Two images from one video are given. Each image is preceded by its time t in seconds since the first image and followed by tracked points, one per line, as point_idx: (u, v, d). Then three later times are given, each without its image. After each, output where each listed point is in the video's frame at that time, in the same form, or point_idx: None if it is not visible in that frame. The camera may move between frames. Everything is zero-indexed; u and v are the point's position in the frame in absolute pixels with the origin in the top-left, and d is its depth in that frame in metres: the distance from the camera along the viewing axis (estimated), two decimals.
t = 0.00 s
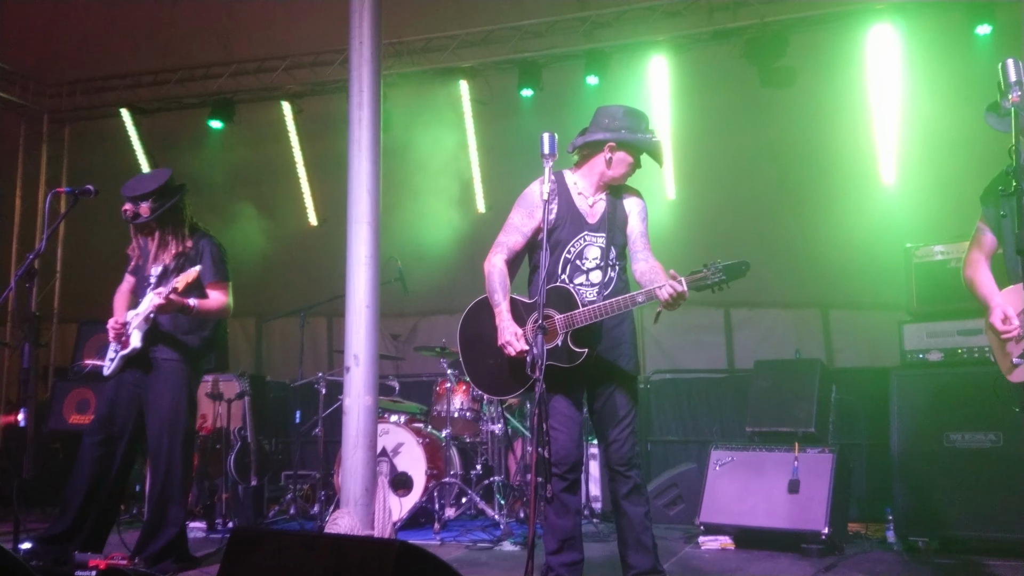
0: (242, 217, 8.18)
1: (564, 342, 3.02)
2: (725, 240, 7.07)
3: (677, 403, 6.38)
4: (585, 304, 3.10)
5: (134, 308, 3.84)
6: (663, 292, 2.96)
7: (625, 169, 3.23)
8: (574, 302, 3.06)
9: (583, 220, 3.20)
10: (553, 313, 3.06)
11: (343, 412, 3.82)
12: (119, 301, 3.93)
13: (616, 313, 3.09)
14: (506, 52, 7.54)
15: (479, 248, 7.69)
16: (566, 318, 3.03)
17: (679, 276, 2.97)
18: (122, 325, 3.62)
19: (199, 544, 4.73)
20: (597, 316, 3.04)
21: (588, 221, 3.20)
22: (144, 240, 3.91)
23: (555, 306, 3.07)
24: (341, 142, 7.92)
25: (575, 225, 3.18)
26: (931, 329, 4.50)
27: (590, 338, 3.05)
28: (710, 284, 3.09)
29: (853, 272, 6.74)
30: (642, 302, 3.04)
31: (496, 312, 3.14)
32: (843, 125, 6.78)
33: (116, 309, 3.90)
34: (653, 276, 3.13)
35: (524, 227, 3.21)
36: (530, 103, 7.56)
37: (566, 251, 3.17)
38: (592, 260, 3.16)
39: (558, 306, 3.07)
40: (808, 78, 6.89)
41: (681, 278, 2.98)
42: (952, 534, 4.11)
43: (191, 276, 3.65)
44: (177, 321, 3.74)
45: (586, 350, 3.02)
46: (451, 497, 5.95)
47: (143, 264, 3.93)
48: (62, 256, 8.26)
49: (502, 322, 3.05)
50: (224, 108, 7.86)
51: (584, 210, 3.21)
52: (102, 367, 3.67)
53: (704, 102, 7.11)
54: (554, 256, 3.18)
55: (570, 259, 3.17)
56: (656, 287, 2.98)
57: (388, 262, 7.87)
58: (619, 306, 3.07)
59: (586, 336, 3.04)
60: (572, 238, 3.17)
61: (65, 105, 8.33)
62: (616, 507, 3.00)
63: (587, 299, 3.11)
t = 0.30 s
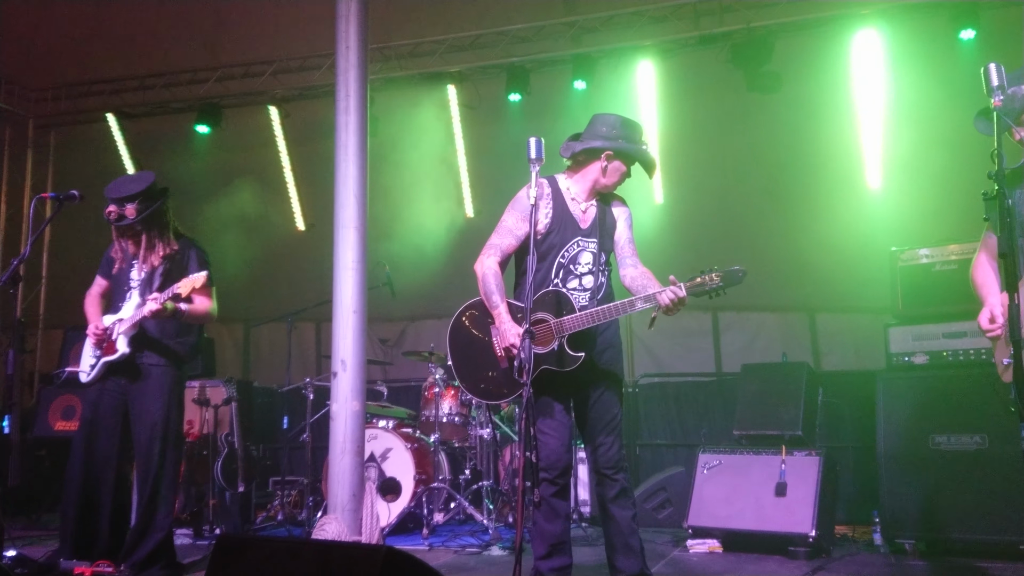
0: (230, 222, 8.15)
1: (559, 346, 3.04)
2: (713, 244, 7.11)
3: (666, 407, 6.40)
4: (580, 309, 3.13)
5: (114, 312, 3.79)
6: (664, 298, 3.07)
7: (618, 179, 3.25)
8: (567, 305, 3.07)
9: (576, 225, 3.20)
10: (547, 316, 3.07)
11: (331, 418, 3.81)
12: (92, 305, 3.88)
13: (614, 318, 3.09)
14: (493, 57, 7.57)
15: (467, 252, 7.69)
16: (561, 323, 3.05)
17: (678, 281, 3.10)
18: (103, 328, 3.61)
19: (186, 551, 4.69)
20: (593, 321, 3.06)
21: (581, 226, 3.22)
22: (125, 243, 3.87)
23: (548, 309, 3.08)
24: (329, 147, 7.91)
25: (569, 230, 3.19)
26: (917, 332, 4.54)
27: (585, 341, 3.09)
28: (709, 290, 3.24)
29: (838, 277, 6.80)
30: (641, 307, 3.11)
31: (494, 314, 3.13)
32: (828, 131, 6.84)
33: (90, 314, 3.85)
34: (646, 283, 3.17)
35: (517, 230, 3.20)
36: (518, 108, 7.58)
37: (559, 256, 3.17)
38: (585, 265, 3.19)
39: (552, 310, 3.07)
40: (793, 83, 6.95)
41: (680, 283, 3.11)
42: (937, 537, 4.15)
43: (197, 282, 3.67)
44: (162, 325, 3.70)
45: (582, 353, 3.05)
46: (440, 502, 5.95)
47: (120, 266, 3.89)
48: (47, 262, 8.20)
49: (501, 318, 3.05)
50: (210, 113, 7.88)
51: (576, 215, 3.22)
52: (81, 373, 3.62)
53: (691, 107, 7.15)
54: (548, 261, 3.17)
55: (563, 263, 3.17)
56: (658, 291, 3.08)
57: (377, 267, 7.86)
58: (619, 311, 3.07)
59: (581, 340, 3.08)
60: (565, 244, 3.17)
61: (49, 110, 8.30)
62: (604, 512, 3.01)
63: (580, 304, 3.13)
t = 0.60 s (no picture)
0: (219, 226, 8.12)
1: (555, 347, 3.01)
2: (702, 247, 7.13)
3: (656, 409, 6.41)
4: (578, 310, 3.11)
5: (88, 321, 3.72)
6: (664, 302, 3.01)
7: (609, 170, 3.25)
8: (567, 306, 3.07)
9: (573, 226, 3.20)
10: (541, 316, 3.06)
11: (320, 422, 3.80)
12: (63, 320, 3.80)
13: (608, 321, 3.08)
14: (483, 60, 7.58)
15: (457, 255, 7.68)
16: (559, 324, 3.03)
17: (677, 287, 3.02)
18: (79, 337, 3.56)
19: (174, 555, 4.66)
20: (591, 322, 3.04)
21: (580, 226, 3.21)
22: (85, 250, 3.78)
23: (545, 310, 3.08)
24: (318, 150, 7.88)
25: (567, 230, 3.19)
26: (906, 334, 4.56)
27: (581, 343, 3.06)
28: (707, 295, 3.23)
29: (827, 280, 6.84)
30: (638, 309, 3.08)
31: (494, 312, 3.12)
32: (816, 134, 6.89)
33: (63, 326, 3.76)
34: (644, 288, 3.16)
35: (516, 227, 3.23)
36: (508, 111, 7.59)
37: (555, 255, 3.17)
38: (581, 266, 3.16)
39: (550, 310, 3.08)
40: (781, 87, 7.00)
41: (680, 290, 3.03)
42: (926, 539, 4.17)
43: (175, 274, 3.60)
44: (138, 326, 3.65)
45: (577, 355, 3.02)
46: (430, 506, 5.93)
47: (85, 273, 3.81)
48: (34, 265, 8.14)
49: (506, 318, 3.02)
50: (199, 116, 7.78)
51: (576, 215, 3.23)
52: (64, 385, 3.57)
53: (680, 110, 7.18)
54: (544, 260, 3.18)
55: (559, 263, 3.17)
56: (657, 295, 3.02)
57: (366, 270, 7.84)
58: (615, 313, 3.06)
59: (578, 341, 3.05)
60: (562, 243, 3.18)
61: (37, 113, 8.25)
62: (598, 516, 3.00)
63: (578, 306, 3.11)
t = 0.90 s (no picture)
0: (215, 229, 8.11)
1: (534, 352, 3.00)
2: (699, 251, 7.15)
3: (652, 414, 6.41)
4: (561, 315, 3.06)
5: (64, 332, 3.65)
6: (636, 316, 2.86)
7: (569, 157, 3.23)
8: (549, 312, 3.03)
9: (551, 227, 3.19)
10: (527, 322, 3.06)
11: (315, 426, 3.79)
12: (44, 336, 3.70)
13: (591, 329, 3.03)
14: (478, 64, 7.60)
15: (453, 258, 7.69)
16: (538, 328, 3.02)
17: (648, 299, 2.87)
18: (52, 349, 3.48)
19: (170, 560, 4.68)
20: (569, 330, 2.99)
21: (557, 225, 3.18)
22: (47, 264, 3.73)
23: (530, 316, 3.06)
24: (314, 153, 7.88)
25: (541, 231, 3.20)
26: (902, 338, 4.57)
27: (562, 351, 3.02)
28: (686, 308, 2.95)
29: (823, 284, 6.85)
30: (614, 321, 2.99)
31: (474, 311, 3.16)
32: (811, 138, 6.92)
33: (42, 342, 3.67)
34: (639, 289, 2.98)
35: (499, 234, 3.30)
36: (504, 115, 7.59)
37: (531, 257, 3.18)
38: (558, 266, 3.14)
39: (533, 316, 3.06)
40: (776, 91, 7.02)
41: (654, 303, 2.87)
42: (922, 544, 4.17)
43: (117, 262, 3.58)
44: (109, 327, 3.53)
45: (555, 363, 2.99)
46: (426, 510, 5.92)
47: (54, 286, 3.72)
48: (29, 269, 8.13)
49: (478, 313, 3.06)
50: (194, 120, 7.77)
51: (552, 215, 3.21)
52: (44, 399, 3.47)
53: (676, 115, 7.19)
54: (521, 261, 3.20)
55: (536, 264, 3.17)
56: (630, 307, 2.87)
57: (362, 274, 7.83)
58: (591, 324, 3.02)
59: (560, 349, 3.01)
60: (537, 244, 3.18)
61: (33, 117, 8.22)
62: (591, 523, 2.93)
63: (562, 309, 3.06)
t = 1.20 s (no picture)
0: (219, 233, 8.13)
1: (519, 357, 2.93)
2: (703, 254, 7.13)
3: (657, 417, 6.40)
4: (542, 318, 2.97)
5: (62, 337, 3.65)
6: (609, 313, 2.88)
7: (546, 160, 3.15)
8: (529, 318, 2.97)
9: (530, 231, 3.14)
10: (507, 328, 3.06)
11: (320, 429, 3.79)
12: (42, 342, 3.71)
13: (574, 330, 2.96)
14: (482, 68, 7.62)
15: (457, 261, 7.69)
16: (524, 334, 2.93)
17: (622, 297, 2.86)
18: (51, 354, 3.47)
19: (174, 563, 4.69)
20: (562, 329, 2.91)
21: (535, 228, 3.14)
22: (39, 270, 3.72)
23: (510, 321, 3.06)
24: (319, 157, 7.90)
25: (518, 236, 3.14)
26: (907, 341, 4.57)
27: (546, 355, 2.97)
28: (656, 305, 2.91)
29: (828, 286, 6.83)
30: (592, 320, 2.92)
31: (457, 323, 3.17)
32: (816, 141, 6.91)
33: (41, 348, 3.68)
34: (613, 287, 2.96)
35: (478, 240, 3.29)
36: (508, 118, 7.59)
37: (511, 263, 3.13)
38: (539, 270, 3.07)
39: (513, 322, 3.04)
40: (781, 94, 7.01)
41: (626, 300, 2.87)
42: (927, 547, 4.14)
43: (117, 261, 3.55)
44: (105, 328, 3.49)
45: (540, 367, 2.94)
46: (429, 514, 5.91)
47: (48, 290, 3.71)
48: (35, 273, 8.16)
49: (461, 335, 3.07)
50: (199, 124, 7.83)
51: (530, 219, 3.16)
52: (47, 403, 3.46)
53: (680, 117, 7.19)
54: (504, 267, 3.16)
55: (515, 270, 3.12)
56: (602, 306, 2.89)
57: (365, 277, 7.84)
58: (572, 324, 2.92)
59: (543, 351, 2.96)
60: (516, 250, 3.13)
61: (38, 121, 8.25)
62: (593, 524, 2.91)
63: (546, 313, 2.98)
